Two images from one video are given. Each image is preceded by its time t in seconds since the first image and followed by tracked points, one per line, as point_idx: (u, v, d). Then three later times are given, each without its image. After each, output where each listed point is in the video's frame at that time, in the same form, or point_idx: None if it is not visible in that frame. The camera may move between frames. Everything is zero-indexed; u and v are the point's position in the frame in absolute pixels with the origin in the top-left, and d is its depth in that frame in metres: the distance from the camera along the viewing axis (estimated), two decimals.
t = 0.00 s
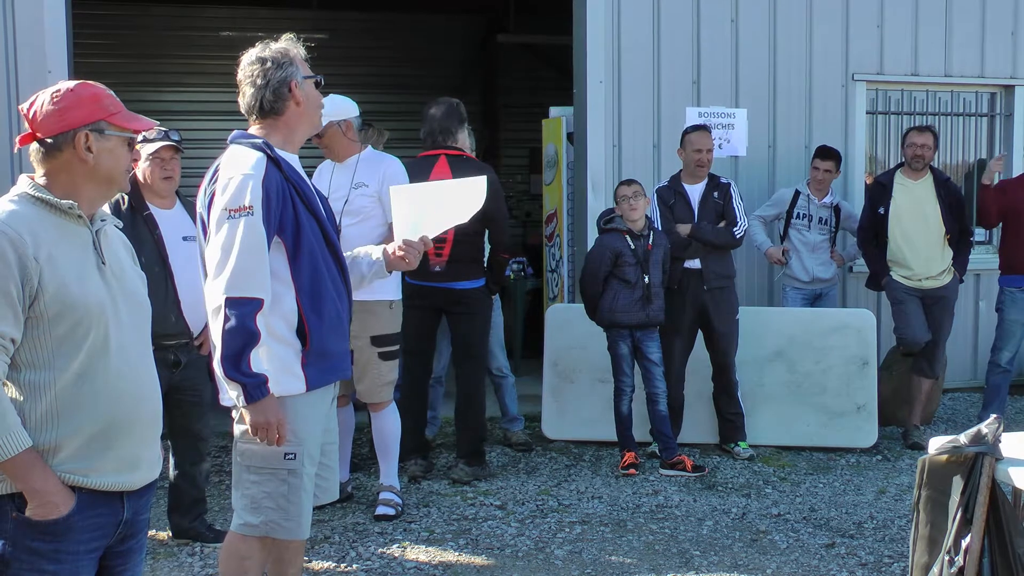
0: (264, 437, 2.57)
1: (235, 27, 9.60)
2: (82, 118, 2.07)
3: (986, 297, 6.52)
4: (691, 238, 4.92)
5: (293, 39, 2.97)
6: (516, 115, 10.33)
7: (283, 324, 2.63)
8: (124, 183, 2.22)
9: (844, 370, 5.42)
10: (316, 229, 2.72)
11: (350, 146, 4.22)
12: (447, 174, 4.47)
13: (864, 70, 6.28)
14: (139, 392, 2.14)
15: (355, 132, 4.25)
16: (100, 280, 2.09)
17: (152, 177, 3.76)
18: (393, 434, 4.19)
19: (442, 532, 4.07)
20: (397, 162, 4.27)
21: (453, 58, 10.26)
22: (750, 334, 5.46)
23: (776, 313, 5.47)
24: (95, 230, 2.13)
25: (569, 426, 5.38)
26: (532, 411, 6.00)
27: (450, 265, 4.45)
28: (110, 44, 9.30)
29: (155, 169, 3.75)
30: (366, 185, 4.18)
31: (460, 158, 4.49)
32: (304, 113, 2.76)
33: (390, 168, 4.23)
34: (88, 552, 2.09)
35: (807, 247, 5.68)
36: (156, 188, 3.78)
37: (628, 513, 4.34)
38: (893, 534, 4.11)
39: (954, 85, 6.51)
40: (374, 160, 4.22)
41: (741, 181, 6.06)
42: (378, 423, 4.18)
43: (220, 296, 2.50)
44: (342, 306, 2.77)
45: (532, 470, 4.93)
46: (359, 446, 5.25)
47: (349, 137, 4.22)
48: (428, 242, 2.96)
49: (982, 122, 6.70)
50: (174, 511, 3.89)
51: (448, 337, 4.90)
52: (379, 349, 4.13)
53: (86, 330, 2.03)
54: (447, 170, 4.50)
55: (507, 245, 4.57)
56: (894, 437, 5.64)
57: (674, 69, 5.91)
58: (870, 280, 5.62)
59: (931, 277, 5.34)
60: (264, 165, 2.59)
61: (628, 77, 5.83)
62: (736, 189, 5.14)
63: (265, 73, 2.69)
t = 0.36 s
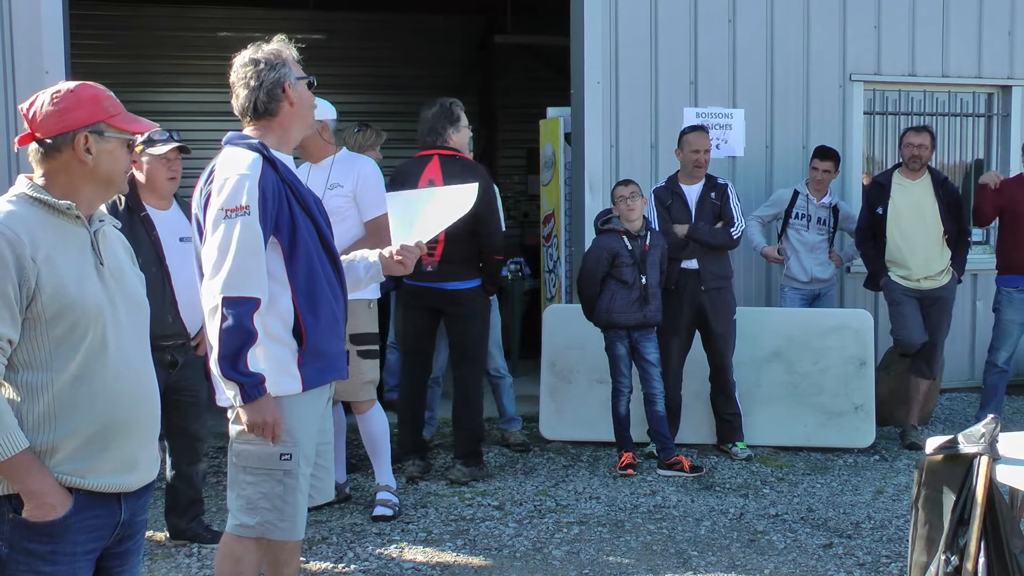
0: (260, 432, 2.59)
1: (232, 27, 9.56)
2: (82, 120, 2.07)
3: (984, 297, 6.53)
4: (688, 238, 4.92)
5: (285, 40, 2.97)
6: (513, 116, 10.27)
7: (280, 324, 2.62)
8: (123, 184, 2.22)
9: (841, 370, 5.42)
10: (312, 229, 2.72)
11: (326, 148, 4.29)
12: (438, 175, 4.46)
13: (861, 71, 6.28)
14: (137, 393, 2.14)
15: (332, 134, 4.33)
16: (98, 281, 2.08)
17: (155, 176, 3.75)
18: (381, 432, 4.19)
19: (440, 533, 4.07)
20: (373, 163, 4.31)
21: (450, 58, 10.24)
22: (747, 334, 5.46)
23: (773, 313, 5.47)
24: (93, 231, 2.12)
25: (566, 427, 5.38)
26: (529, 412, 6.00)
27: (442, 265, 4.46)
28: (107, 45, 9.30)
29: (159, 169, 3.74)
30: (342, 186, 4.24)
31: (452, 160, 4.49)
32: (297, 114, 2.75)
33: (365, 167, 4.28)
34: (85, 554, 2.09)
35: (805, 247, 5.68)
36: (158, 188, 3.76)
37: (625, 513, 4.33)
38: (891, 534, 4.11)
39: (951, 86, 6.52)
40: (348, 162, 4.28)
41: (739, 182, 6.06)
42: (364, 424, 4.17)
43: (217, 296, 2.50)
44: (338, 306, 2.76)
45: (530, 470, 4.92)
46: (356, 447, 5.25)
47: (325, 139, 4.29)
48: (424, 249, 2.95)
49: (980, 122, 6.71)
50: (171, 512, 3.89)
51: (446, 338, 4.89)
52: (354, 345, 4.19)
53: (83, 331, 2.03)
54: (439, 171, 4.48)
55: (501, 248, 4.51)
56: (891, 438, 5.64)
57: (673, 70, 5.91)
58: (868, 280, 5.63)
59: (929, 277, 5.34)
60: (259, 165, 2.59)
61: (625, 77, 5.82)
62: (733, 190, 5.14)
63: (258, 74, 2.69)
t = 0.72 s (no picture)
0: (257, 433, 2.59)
1: (230, 29, 9.57)
2: (81, 121, 2.07)
3: (981, 299, 6.54)
4: (686, 241, 4.93)
5: (278, 42, 2.97)
6: (511, 118, 10.32)
7: (275, 326, 2.63)
8: (121, 186, 2.22)
9: (838, 372, 5.43)
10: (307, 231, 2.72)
11: (316, 151, 4.30)
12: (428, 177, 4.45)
13: (859, 73, 6.29)
14: (135, 394, 2.14)
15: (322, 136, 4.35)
16: (96, 282, 2.08)
17: (158, 176, 3.72)
18: (367, 437, 4.20)
19: (437, 534, 4.07)
20: (362, 165, 4.33)
21: (448, 60, 10.25)
22: (744, 336, 5.47)
23: (771, 315, 5.47)
24: (90, 233, 2.12)
25: (564, 429, 5.37)
26: (527, 414, 6.01)
27: (432, 267, 4.45)
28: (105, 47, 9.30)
29: (163, 169, 3.72)
30: (330, 189, 4.25)
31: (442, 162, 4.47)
32: (292, 116, 2.75)
33: (354, 169, 4.29)
34: (82, 556, 2.09)
35: (803, 249, 5.69)
36: (160, 189, 3.74)
37: (623, 515, 4.34)
38: (888, 536, 4.11)
39: (948, 88, 6.53)
40: (337, 164, 4.29)
41: (737, 184, 6.06)
42: (348, 426, 4.18)
43: (212, 298, 2.50)
44: (333, 307, 2.77)
45: (527, 472, 4.93)
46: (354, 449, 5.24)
47: (315, 141, 4.30)
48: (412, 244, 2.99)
49: (977, 125, 6.72)
50: (168, 515, 3.89)
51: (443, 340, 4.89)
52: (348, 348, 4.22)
53: (81, 332, 2.03)
54: (429, 173, 4.47)
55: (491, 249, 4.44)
56: (889, 440, 5.65)
57: (670, 72, 5.91)
58: (865, 282, 5.63)
59: (927, 279, 5.34)
60: (254, 167, 2.59)
61: (623, 80, 5.83)
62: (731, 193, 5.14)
63: (252, 76, 2.69)
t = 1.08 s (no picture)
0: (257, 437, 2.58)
1: (226, 34, 9.58)
2: (80, 126, 2.07)
3: (978, 303, 6.55)
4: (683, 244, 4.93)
5: (279, 47, 2.97)
6: (508, 122, 10.32)
7: (275, 331, 2.62)
8: (118, 191, 2.21)
9: (835, 375, 5.44)
10: (308, 236, 2.71)
11: (313, 155, 4.30)
12: (423, 182, 4.42)
13: (856, 78, 6.30)
14: (132, 400, 2.14)
15: (319, 141, 4.35)
16: (94, 287, 2.08)
17: (152, 180, 3.73)
18: (364, 441, 4.19)
19: (436, 539, 4.06)
20: (358, 171, 4.32)
21: (444, 64, 10.25)
22: (741, 340, 5.47)
23: (769, 319, 5.48)
24: (87, 238, 2.12)
25: (562, 433, 5.37)
26: (524, 418, 6.00)
27: (428, 271, 4.46)
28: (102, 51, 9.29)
29: (156, 174, 3.73)
30: (326, 194, 4.25)
31: (438, 166, 4.44)
32: (293, 121, 2.75)
33: (351, 175, 4.29)
34: (79, 561, 2.08)
35: (798, 252, 5.68)
36: (153, 193, 3.75)
37: (621, 519, 4.33)
38: (886, 540, 4.11)
39: (945, 92, 6.54)
40: (333, 169, 4.29)
41: (735, 189, 6.06)
42: (347, 431, 4.18)
43: (213, 303, 2.49)
44: (334, 312, 2.76)
45: (525, 476, 4.92)
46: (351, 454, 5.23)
47: (314, 145, 4.31)
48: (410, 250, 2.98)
49: (973, 129, 6.74)
50: (164, 520, 3.87)
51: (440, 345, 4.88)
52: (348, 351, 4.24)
53: (79, 337, 2.02)
54: (425, 176, 4.44)
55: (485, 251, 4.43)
56: (886, 443, 5.65)
57: (668, 76, 5.92)
58: (861, 286, 5.64)
59: (924, 283, 5.35)
60: (256, 173, 2.58)
61: (620, 84, 5.83)
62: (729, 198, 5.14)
63: (253, 80, 2.69)
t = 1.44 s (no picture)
0: (255, 437, 2.58)
1: (224, 34, 9.58)
2: (78, 126, 2.07)
3: (975, 303, 6.55)
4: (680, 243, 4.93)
5: (284, 47, 2.97)
6: (506, 122, 10.32)
7: (274, 330, 2.62)
8: (115, 193, 2.21)
9: (833, 375, 5.44)
10: (308, 237, 2.72)
11: (311, 155, 4.29)
12: (423, 183, 4.45)
13: (854, 78, 6.30)
14: (129, 400, 2.14)
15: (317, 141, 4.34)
16: (91, 288, 2.08)
17: (144, 180, 3.74)
18: (361, 441, 4.19)
19: (433, 539, 4.06)
20: (356, 170, 4.34)
21: (442, 64, 10.25)
22: (739, 340, 5.47)
23: (767, 319, 5.48)
24: (84, 238, 2.12)
25: (559, 433, 5.37)
26: (521, 418, 6.00)
27: (428, 272, 4.46)
28: (99, 50, 9.30)
29: (149, 174, 3.75)
30: (324, 193, 4.25)
31: (438, 168, 4.46)
32: (296, 122, 2.75)
33: (348, 174, 4.30)
34: (77, 562, 2.09)
35: (796, 252, 5.67)
36: (145, 194, 3.76)
37: (618, 519, 4.34)
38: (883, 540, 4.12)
39: (943, 92, 6.54)
40: (331, 169, 4.29)
41: (732, 190, 6.06)
42: (343, 431, 4.19)
43: (213, 302, 2.50)
44: (333, 312, 2.76)
45: (523, 476, 4.92)
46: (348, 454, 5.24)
47: (312, 146, 4.31)
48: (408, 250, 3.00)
49: (971, 129, 6.73)
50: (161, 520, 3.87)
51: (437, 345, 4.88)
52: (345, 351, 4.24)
53: (76, 337, 2.03)
54: (425, 177, 4.47)
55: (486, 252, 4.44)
56: (884, 443, 5.65)
57: (666, 77, 5.92)
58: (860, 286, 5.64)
59: (922, 284, 5.35)
60: (257, 173, 2.59)
61: (617, 85, 5.83)
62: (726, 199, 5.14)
63: (257, 81, 2.69)
